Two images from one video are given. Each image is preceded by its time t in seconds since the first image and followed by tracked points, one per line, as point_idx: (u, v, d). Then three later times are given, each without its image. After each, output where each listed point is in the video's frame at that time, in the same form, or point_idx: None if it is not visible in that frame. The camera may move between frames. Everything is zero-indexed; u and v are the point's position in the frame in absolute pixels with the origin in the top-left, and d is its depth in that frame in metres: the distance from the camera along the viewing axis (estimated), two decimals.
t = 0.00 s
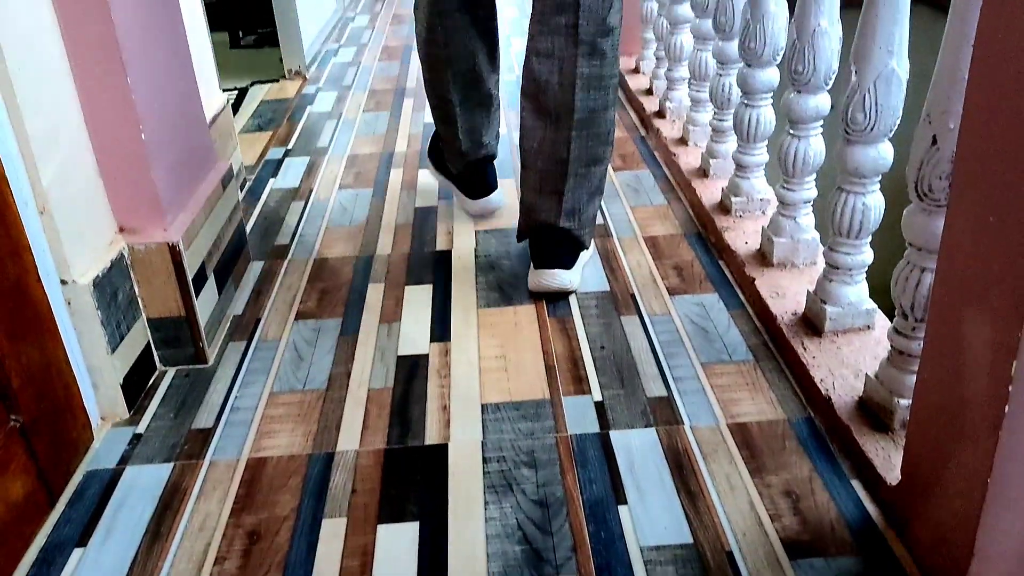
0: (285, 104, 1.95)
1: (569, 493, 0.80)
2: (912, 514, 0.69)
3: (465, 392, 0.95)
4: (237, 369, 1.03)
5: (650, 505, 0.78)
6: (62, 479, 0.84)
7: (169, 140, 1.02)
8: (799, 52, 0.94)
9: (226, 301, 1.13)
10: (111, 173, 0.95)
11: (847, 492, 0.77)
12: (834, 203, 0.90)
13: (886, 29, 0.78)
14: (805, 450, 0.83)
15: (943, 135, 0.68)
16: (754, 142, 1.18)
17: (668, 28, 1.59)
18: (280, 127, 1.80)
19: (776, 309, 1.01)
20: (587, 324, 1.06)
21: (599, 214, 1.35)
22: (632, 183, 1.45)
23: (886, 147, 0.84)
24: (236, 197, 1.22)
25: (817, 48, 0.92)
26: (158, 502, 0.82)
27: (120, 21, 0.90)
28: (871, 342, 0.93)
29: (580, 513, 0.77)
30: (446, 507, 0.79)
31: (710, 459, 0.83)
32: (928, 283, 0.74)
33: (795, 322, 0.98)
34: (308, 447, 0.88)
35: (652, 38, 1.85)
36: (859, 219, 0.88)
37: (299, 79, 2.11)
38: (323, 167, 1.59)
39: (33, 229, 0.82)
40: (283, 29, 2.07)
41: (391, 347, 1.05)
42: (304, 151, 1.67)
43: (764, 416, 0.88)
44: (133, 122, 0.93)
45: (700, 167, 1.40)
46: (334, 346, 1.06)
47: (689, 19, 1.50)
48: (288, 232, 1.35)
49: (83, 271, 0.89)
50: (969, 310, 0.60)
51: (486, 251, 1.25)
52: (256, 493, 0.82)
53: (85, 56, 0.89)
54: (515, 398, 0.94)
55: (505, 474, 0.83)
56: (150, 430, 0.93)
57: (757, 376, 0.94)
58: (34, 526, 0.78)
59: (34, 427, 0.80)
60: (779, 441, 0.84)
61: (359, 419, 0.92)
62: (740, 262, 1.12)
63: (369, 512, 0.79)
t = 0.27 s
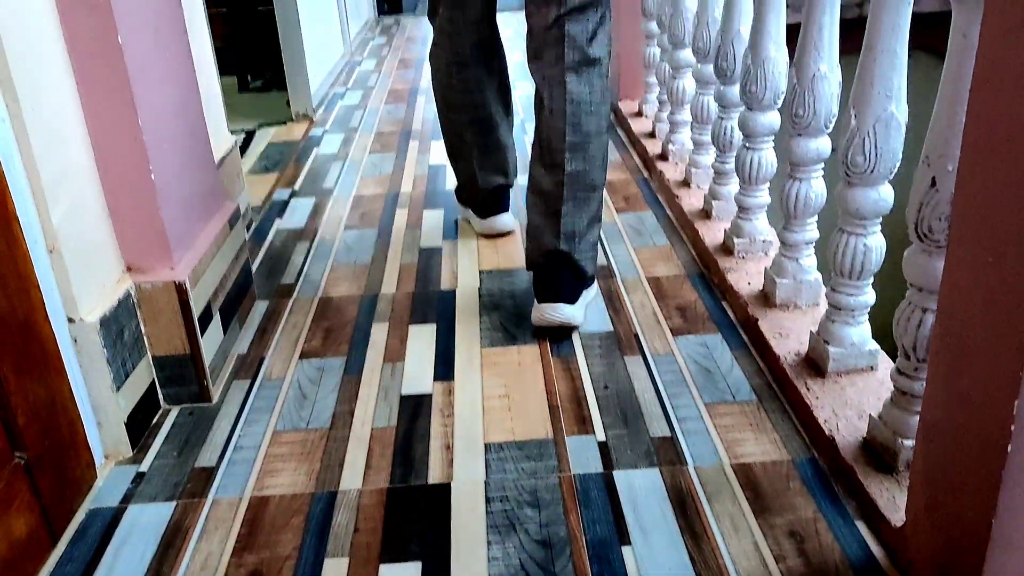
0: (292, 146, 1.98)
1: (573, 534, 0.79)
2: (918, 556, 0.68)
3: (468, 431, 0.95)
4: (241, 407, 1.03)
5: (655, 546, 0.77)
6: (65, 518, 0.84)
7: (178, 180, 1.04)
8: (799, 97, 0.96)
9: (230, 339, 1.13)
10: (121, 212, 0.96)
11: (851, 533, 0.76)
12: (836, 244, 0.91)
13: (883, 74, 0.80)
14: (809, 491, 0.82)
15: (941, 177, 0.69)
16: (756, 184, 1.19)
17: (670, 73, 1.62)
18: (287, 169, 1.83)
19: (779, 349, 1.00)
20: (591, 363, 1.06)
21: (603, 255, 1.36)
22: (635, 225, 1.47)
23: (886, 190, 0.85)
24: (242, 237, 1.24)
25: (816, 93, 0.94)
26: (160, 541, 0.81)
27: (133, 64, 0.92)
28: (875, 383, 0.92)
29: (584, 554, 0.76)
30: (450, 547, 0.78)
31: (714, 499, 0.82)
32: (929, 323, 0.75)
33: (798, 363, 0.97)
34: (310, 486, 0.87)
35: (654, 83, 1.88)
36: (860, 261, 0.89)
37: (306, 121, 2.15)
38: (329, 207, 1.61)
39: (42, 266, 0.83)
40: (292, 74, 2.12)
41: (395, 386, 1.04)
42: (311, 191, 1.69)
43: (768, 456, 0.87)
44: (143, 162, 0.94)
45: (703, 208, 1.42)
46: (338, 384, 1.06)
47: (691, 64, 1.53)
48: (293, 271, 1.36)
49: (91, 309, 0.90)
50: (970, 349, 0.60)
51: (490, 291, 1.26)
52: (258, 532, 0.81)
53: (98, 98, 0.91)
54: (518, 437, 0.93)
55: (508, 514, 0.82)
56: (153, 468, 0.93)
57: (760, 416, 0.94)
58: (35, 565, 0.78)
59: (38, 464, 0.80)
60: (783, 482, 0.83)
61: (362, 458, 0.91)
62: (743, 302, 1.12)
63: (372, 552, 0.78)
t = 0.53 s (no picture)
0: (299, 187, 2.01)
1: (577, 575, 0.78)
2: None
3: (472, 470, 0.94)
4: (245, 446, 1.02)
5: None
6: (68, 556, 0.83)
7: (186, 220, 1.05)
8: (799, 138, 0.97)
9: (235, 378, 1.13)
10: (129, 251, 0.98)
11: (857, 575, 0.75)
12: (838, 284, 0.91)
13: (882, 117, 0.81)
14: (814, 532, 0.81)
15: (942, 217, 0.70)
16: (759, 225, 1.20)
17: (672, 115, 1.65)
18: (293, 209, 1.85)
19: (783, 389, 1.00)
20: (594, 402, 1.06)
21: (606, 294, 1.37)
22: (638, 265, 1.47)
23: (887, 230, 0.86)
24: (248, 276, 1.25)
25: (817, 135, 0.95)
26: None
27: (144, 106, 0.94)
28: (879, 424, 0.92)
29: None
30: None
31: (718, 540, 0.80)
32: (932, 363, 0.75)
33: (802, 403, 0.97)
34: (313, 525, 0.86)
35: (656, 125, 1.91)
36: (862, 300, 0.89)
37: (313, 162, 2.18)
38: (334, 247, 1.62)
39: (49, 303, 0.83)
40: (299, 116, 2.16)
41: (398, 425, 1.04)
42: (316, 231, 1.71)
43: (773, 496, 0.86)
44: (152, 200, 0.96)
45: (706, 248, 1.42)
46: (341, 423, 1.05)
47: (693, 107, 1.56)
48: (298, 310, 1.37)
49: (96, 346, 0.90)
50: (972, 387, 0.60)
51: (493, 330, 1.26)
52: (260, 572, 0.80)
53: (109, 138, 0.93)
54: (522, 476, 0.92)
55: (512, 554, 0.81)
56: (155, 506, 0.92)
57: (764, 456, 0.93)
58: None
59: (42, 501, 0.80)
60: (788, 522, 0.82)
61: (365, 497, 0.90)
62: (746, 342, 1.12)
63: None
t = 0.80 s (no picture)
0: (303, 225, 2.03)
1: None
2: None
3: (474, 508, 0.93)
4: (246, 484, 1.02)
5: None
6: None
7: (192, 257, 1.07)
8: (800, 178, 0.98)
9: (238, 415, 1.13)
10: (135, 288, 0.98)
11: None
12: (840, 322, 0.91)
13: (882, 158, 0.82)
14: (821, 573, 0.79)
15: (942, 256, 0.71)
16: (761, 264, 1.21)
17: (674, 156, 1.67)
18: (298, 247, 1.87)
19: (786, 428, 0.99)
20: (597, 440, 1.05)
21: (608, 332, 1.37)
22: (641, 303, 1.48)
23: (888, 269, 0.86)
24: (252, 313, 1.25)
25: (817, 175, 0.97)
26: None
27: (153, 145, 0.96)
28: (884, 463, 0.91)
29: None
30: None
31: None
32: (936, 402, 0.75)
33: (806, 442, 0.96)
34: (314, 564, 0.85)
35: (658, 165, 1.94)
36: (865, 338, 0.89)
37: (318, 201, 2.21)
38: (338, 285, 1.63)
39: (54, 339, 0.84)
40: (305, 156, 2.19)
41: (401, 463, 1.03)
42: (320, 269, 1.72)
43: (777, 536, 0.85)
44: (158, 237, 0.97)
45: (708, 287, 1.43)
46: (343, 461, 1.05)
47: (694, 147, 1.58)
48: (301, 348, 1.37)
49: (101, 384, 0.90)
50: (975, 424, 0.60)
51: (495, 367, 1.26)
52: None
53: (118, 176, 0.95)
54: (524, 515, 0.91)
55: None
56: (156, 545, 0.91)
57: (768, 495, 0.92)
58: None
59: (44, 540, 0.80)
60: (793, 563, 0.81)
61: (366, 536, 0.90)
62: (749, 380, 1.12)
63: None
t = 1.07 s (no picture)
0: (308, 261, 2.04)
1: None
2: None
3: (477, 545, 0.92)
4: (248, 519, 1.01)
5: None
6: None
7: (197, 291, 1.07)
8: (801, 215, 0.99)
9: (241, 449, 1.13)
10: (141, 322, 0.99)
11: None
12: (843, 358, 0.91)
13: (883, 194, 0.83)
14: None
15: (943, 291, 0.71)
16: (764, 299, 1.21)
17: (676, 193, 1.68)
18: (302, 282, 1.88)
19: (790, 464, 0.99)
20: (600, 476, 1.05)
21: (611, 367, 1.36)
22: (644, 338, 1.48)
23: (890, 304, 0.87)
24: (256, 348, 1.25)
25: (819, 211, 0.98)
26: None
27: (160, 181, 0.97)
28: (889, 500, 0.90)
29: None
30: None
31: None
32: (939, 437, 0.74)
33: (810, 478, 0.95)
34: None
35: (661, 202, 1.95)
36: (868, 374, 0.89)
37: (323, 236, 2.23)
38: (341, 320, 1.64)
39: (60, 371, 0.84)
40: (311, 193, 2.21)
41: (403, 498, 1.03)
42: (324, 304, 1.73)
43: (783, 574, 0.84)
44: (163, 271, 0.98)
45: (711, 322, 1.43)
46: (346, 496, 1.04)
47: (697, 184, 1.60)
48: (304, 383, 1.37)
49: (105, 418, 0.90)
50: (979, 459, 0.59)
51: (497, 403, 1.26)
52: None
53: (126, 210, 0.96)
54: (527, 552, 0.90)
55: None
56: None
57: (773, 532, 0.91)
58: None
59: None
60: None
61: (368, 572, 0.89)
62: (753, 416, 1.11)
63: None
